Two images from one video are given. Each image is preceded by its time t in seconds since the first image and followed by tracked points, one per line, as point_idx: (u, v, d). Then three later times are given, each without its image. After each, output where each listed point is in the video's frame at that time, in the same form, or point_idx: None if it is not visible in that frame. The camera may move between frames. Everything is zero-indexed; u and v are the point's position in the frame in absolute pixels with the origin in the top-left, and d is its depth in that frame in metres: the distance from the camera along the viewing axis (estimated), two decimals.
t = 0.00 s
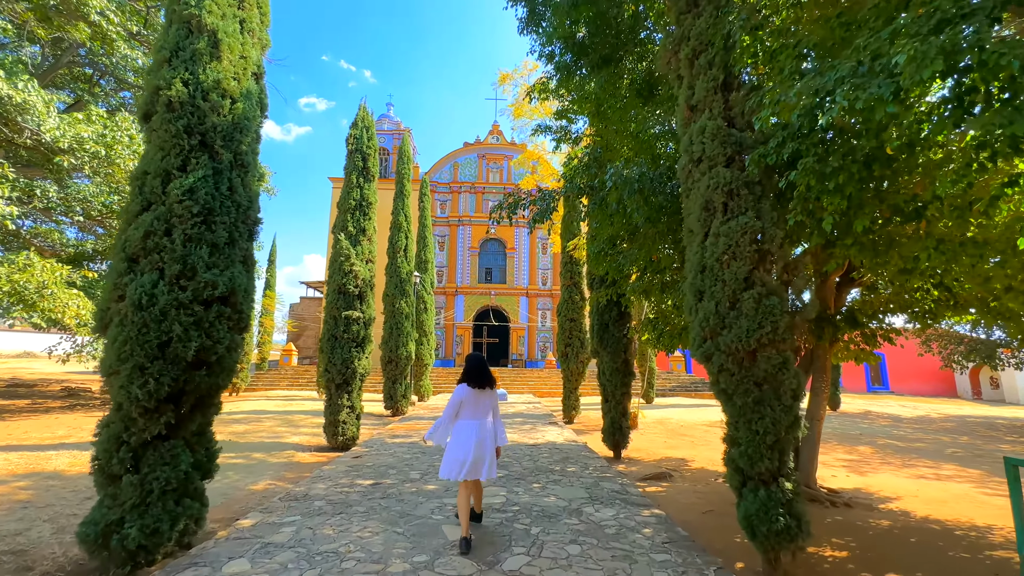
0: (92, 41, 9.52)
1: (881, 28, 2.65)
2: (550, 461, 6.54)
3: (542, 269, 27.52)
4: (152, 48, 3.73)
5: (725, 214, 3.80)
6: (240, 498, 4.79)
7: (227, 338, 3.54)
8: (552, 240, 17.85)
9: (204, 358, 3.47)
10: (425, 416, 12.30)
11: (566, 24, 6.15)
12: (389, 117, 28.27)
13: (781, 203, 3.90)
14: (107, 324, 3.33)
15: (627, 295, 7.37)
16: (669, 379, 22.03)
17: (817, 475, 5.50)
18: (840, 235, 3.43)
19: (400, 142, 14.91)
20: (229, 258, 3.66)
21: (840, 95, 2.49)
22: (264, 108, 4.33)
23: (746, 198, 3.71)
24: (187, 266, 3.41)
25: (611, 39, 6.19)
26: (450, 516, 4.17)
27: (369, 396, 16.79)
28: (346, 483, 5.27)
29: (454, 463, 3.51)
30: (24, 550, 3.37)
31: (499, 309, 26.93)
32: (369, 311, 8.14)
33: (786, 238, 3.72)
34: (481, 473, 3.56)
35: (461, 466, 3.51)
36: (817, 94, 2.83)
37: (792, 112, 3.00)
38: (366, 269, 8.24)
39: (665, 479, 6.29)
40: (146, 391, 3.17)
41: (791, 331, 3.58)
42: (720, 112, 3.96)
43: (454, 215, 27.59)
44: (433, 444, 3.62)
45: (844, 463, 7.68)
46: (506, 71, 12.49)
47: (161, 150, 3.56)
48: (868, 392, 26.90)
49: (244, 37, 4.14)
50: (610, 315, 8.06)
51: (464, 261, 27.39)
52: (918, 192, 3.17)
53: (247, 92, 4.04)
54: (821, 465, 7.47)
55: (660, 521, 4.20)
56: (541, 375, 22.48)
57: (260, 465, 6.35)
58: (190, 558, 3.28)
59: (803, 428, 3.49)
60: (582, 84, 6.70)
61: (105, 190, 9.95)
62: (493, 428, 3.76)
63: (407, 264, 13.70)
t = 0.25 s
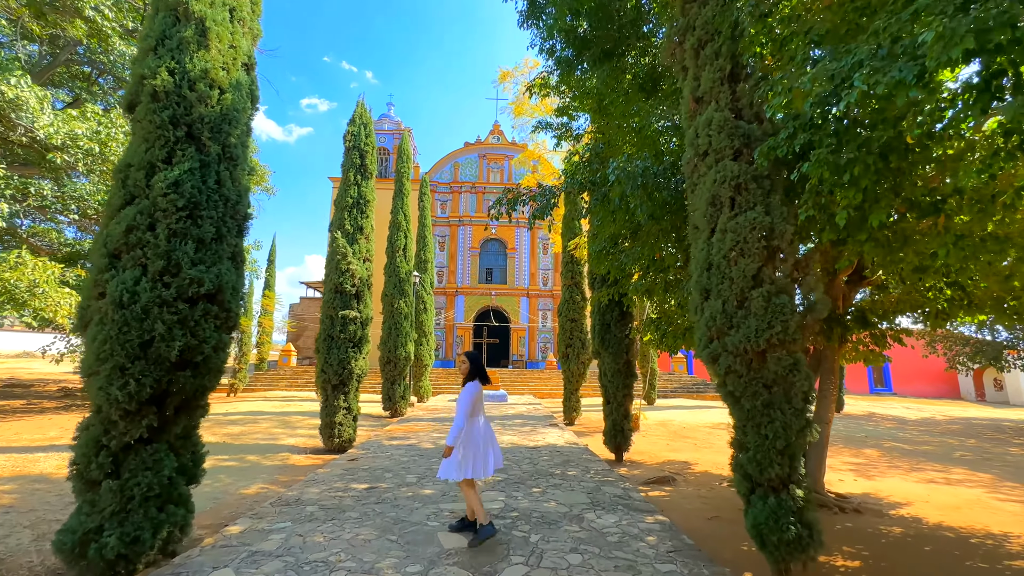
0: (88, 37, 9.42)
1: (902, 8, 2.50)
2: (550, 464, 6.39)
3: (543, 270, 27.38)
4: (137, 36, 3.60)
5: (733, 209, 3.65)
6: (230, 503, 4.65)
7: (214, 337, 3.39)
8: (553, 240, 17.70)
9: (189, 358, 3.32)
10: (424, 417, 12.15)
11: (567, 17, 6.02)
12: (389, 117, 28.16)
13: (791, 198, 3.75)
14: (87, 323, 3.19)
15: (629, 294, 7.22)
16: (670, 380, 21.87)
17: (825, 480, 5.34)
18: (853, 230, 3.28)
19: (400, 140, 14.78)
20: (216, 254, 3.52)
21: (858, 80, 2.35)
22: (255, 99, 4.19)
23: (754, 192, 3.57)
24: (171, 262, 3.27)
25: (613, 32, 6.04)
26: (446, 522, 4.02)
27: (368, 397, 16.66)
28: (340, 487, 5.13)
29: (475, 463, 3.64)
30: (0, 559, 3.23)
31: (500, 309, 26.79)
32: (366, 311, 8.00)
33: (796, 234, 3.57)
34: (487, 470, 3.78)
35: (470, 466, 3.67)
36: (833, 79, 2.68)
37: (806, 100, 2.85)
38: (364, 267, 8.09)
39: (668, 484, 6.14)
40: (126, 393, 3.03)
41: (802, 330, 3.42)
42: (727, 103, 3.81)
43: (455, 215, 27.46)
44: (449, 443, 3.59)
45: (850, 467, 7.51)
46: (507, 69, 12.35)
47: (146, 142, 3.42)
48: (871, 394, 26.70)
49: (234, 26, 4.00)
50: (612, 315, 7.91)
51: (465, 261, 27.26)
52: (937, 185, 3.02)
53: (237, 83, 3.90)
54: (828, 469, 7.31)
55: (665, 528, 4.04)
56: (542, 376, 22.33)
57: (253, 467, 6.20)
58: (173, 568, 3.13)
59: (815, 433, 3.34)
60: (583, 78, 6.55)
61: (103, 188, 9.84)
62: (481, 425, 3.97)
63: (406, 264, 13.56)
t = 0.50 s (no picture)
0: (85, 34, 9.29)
1: None
2: (551, 468, 6.25)
3: (543, 270, 27.24)
4: (122, 24, 3.46)
5: (741, 204, 3.52)
6: (221, 508, 4.51)
7: (200, 337, 3.26)
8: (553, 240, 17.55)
9: (174, 358, 3.19)
10: (423, 418, 12.01)
11: (568, 10, 5.87)
12: (389, 116, 28.03)
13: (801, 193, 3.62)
14: (67, 322, 3.06)
15: (632, 294, 7.08)
16: (671, 381, 21.72)
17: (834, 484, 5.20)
18: (868, 226, 3.14)
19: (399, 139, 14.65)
20: (203, 251, 3.38)
21: (879, 64, 2.21)
22: (246, 91, 4.05)
23: (763, 186, 3.43)
24: (155, 259, 3.13)
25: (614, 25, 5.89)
26: (442, 529, 3.88)
27: (366, 398, 16.51)
28: (334, 492, 4.98)
29: (498, 466, 4.01)
30: None
31: (500, 309, 26.66)
32: (363, 310, 7.85)
33: (808, 230, 3.43)
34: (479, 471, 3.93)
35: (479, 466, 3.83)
36: (850, 65, 2.54)
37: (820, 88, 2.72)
38: (361, 267, 7.95)
39: (672, 488, 5.99)
40: (106, 395, 2.90)
41: (814, 330, 3.28)
42: (735, 95, 3.67)
43: (455, 215, 27.33)
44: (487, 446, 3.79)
45: (857, 470, 7.37)
46: (507, 66, 12.21)
47: (130, 134, 3.28)
48: (873, 395, 26.55)
49: (224, 15, 3.86)
50: (614, 315, 7.77)
51: (465, 261, 27.12)
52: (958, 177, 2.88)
53: (226, 73, 3.76)
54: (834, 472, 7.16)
55: (670, 535, 3.90)
56: (542, 376, 22.18)
57: (247, 470, 6.06)
58: None
59: (828, 438, 3.19)
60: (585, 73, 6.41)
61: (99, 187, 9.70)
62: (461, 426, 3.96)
63: (405, 263, 13.42)
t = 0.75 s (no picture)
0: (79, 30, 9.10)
1: None
2: (552, 470, 6.09)
3: (543, 270, 27.11)
4: (104, 8, 3.31)
5: (751, 196, 3.37)
6: (210, 513, 4.34)
7: (185, 335, 3.10)
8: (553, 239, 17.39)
9: (157, 358, 3.03)
10: (422, 419, 11.84)
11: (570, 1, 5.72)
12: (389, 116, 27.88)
13: (814, 185, 3.47)
14: (43, 319, 2.90)
15: (635, 292, 6.93)
16: (672, 382, 21.57)
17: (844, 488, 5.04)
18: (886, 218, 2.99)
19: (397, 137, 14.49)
20: (189, 245, 3.22)
21: (906, 40, 2.06)
22: (236, 80, 3.90)
23: (775, 178, 3.28)
24: (136, 253, 2.98)
25: (617, 16, 5.73)
26: (439, 536, 3.72)
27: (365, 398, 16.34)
28: (329, 496, 4.82)
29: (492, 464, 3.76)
30: None
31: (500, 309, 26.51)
32: (361, 310, 7.69)
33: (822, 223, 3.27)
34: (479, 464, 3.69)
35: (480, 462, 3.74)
36: (871, 44, 2.39)
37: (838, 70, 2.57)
38: (358, 265, 7.79)
39: (676, 491, 5.83)
40: (83, 396, 2.74)
41: (830, 328, 3.12)
42: (745, 82, 3.52)
43: (454, 215, 27.18)
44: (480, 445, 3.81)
45: (864, 472, 7.21)
46: (507, 63, 12.07)
47: (112, 122, 3.13)
48: (875, 396, 26.40)
49: None
50: (616, 314, 7.62)
51: (464, 261, 26.97)
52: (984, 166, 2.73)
53: (215, 60, 3.61)
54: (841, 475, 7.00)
55: (677, 542, 3.74)
56: (542, 377, 22.02)
57: (240, 473, 5.89)
58: None
59: (844, 441, 3.04)
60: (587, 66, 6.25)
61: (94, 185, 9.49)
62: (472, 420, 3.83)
63: (403, 263, 13.26)
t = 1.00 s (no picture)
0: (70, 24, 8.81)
1: None
2: (554, 475, 5.91)
3: (542, 270, 26.95)
4: None
5: (764, 189, 3.21)
6: (198, 522, 4.16)
7: (167, 335, 2.93)
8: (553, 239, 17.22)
9: (136, 360, 2.85)
10: (420, 421, 11.66)
11: None
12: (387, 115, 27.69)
13: (830, 177, 3.31)
14: (12, 318, 2.72)
15: (638, 291, 6.76)
16: (673, 382, 21.42)
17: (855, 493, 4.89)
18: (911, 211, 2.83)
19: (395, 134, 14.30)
20: (172, 240, 3.05)
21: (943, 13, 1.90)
22: (224, 68, 3.72)
23: (790, 169, 3.12)
24: (114, 248, 2.80)
25: (620, 6, 5.56)
26: (437, 547, 3.54)
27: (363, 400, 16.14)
28: (322, 503, 4.64)
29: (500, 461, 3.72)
30: None
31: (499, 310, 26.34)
32: (357, 310, 7.51)
33: (840, 217, 3.11)
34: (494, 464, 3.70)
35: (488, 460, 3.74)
36: (901, 21, 2.23)
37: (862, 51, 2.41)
38: (355, 264, 7.61)
39: (682, 496, 5.66)
40: (54, 401, 2.57)
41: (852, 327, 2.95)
42: (758, 69, 3.35)
43: (453, 215, 27.00)
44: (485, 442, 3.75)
45: (873, 476, 7.04)
46: (506, 60, 11.91)
47: (89, 110, 2.96)
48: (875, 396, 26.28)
49: None
50: (618, 313, 7.45)
51: (463, 262, 26.80)
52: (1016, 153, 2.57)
53: (201, 47, 3.43)
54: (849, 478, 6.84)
55: (686, 552, 3.57)
56: (542, 378, 21.84)
57: (231, 478, 5.70)
58: None
59: (864, 447, 2.88)
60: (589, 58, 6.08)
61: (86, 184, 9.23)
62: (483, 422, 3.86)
63: (401, 262, 13.08)
